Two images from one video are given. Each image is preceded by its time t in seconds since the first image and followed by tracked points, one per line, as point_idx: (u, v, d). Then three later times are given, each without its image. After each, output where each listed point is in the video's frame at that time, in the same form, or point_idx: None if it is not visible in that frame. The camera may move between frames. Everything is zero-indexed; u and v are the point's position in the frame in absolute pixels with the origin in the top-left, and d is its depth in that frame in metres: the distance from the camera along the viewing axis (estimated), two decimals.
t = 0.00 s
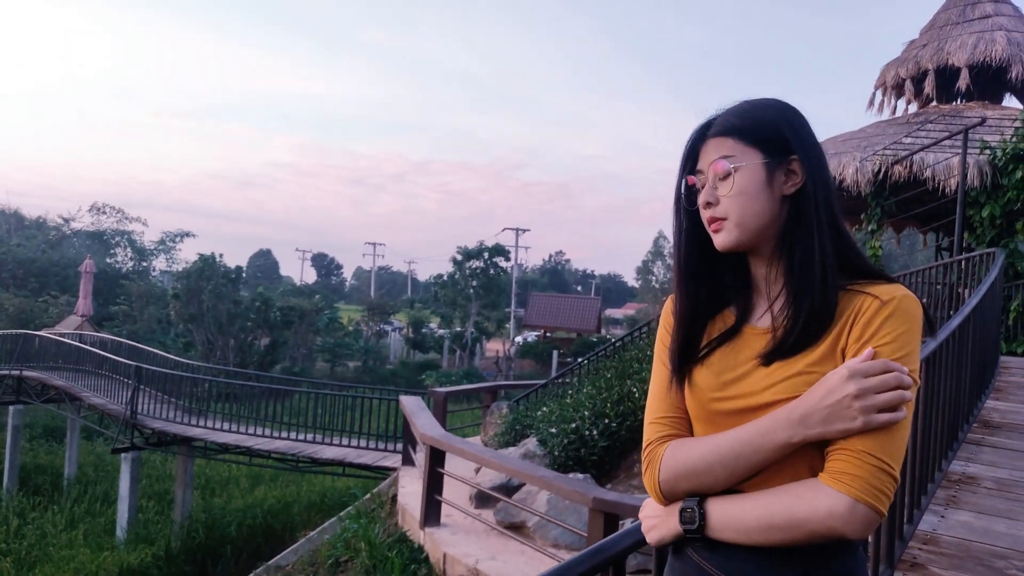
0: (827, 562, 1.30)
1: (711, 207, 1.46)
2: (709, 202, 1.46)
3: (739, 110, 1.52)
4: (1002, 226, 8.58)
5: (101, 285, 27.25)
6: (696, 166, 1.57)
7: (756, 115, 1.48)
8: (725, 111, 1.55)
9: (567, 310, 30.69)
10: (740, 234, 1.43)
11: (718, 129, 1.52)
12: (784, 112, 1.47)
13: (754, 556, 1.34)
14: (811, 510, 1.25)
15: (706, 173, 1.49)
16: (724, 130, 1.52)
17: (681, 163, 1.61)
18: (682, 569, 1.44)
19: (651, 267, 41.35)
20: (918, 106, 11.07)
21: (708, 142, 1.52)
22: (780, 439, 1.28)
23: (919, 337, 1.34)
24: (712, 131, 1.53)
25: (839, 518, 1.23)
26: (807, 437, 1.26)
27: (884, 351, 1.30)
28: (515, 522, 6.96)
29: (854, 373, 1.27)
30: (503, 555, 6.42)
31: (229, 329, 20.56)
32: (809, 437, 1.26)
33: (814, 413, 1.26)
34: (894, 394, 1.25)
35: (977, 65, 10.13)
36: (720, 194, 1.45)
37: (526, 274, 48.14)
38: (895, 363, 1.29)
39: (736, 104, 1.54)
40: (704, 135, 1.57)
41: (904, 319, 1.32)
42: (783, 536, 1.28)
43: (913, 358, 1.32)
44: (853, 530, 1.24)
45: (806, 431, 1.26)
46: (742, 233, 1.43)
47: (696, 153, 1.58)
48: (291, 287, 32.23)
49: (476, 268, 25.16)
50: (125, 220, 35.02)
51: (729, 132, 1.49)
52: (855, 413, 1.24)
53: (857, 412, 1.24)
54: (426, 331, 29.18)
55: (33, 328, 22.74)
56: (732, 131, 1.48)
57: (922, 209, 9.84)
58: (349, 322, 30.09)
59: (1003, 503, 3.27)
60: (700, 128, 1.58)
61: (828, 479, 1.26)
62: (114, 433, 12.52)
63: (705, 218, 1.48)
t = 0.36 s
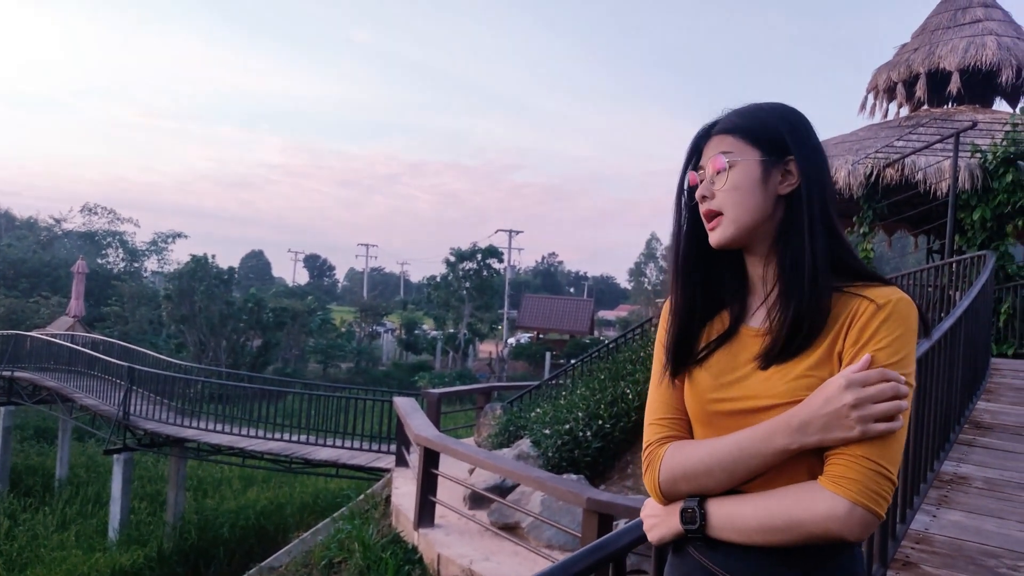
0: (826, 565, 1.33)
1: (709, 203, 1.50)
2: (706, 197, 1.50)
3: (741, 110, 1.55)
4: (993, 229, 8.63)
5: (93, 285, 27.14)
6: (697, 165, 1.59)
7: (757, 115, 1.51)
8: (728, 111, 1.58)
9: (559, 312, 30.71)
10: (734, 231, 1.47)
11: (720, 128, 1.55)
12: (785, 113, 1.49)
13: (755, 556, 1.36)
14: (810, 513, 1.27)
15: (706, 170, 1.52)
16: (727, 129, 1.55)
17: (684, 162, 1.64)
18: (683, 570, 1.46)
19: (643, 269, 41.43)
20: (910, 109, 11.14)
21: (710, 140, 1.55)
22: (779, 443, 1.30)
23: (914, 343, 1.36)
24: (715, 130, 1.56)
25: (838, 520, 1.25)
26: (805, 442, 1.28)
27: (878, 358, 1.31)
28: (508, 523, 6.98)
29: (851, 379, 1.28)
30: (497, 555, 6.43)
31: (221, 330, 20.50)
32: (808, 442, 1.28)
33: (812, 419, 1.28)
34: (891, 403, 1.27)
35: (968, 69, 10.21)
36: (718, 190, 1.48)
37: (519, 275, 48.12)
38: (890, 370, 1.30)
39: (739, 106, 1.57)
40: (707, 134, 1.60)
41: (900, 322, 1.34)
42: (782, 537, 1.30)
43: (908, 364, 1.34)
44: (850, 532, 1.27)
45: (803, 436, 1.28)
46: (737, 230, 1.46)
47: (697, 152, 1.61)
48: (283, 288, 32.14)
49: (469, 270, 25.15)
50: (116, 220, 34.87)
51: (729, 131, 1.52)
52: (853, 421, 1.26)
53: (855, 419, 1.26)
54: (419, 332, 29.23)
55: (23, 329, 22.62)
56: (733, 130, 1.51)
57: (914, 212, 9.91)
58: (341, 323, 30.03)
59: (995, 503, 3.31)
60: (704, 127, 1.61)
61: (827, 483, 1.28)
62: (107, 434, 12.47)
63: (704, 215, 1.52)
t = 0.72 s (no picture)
0: (830, 565, 1.35)
1: (715, 199, 1.53)
2: (712, 194, 1.53)
3: (752, 111, 1.58)
4: (981, 229, 8.72)
5: (82, 286, 26.99)
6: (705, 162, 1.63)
7: (768, 116, 1.54)
8: (738, 112, 1.61)
9: (551, 312, 30.75)
10: (738, 229, 1.50)
11: (731, 128, 1.58)
12: (794, 115, 1.53)
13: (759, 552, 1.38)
14: (814, 514, 1.30)
15: (714, 167, 1.55)
16: (737, 128, 1.58)
17: (692, 160, 1.67)
18: (686, 567, 1.48)
19: (634, 269, 41.57)
20: (898, 110, 11.22)
21: (720, 139, 1.58)
22: (782, 448, 1.33)
23: (913, 349, 1.37)
24: (726, 129, 1.59)
25: (840, 521, 1.28)
26: (809, 446, 1.31)
27: (879, 363, 1.33)
28: (501, 522, 7.00)
29: (854, 388, 1.31)
30: (490, 555, 6.45)
31: (211, 331, 20.42)
32: (812, 445, 1.30)
33: (817, 427, 1.30)
34: (892, 410, 1.30)
35: (956, 71, 10.30)
36: (724, 187, 1.51)
37: (510, 276, 48.11)
38: (895, 387, 1.33)
39: (749, 107, 1.60)
40: (717, 133, 1.63)
41: (900, 326, 1.36)
42: (786, 535, 1.33)
43: (909, 370, 1.36)
44: (853, 531, 1.30)
45: (807, 439, 1.31)
46: (740, 229, 1.49)
47: (708, 151, 1.65)
48: (273, 288, 32.05)
49: (460, 270, 25.14)
50: (105, 221, 34.68)
51: (740, 129, 1.55)
52: (858, 427, 1.28)
53: (859, 428, 1.28)
54: (410, 333, 29.29)
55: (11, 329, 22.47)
56: (742, 129, 1.54)
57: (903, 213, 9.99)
58: (332, 323, 29.97)
59: (985, 500, 3.35)
60: (714, 125, 1.64)
61: (829, 484, 1.31)
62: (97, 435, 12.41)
63: (709, 211, 1.55)
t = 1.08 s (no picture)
0: (829, 557, 1.37)
1: (719, 196, 1.55)
2: (718, 191, 1.55)
3: (761, 109, 1.59)
4: (968, 229, 8.80)
5: (68, 283, 26.79)
6: (713, 158, 1.64)
7: (776, 115, 1.56)
8: (746, 110, 1.63)
9: (540, 311, 30.80)
10: (743, 227, 1.52)
11: (738, 126, 1.60)
12: (802, 115, 1.54)
13: (760, 541, 1.40)
14: (813, 506, 1.32)
15: (720, 165, 1.57)
16: (745, 126, 1.59)
17: (699, 156, 1.69)
18: (689, 556, 1.50)
19: (623, 268, 41.72)
20: (887, 111, 11.30)
21: (728, 136, 1.60)
22: (779, 445, 1.35)
23: (912, 346, 1.39)
24: (733, 126, 1.61)
25: (840, 513, 1.30)
26: (806, 444, 1.33)
27: (879, 361, 1.35)
28: (492, 520, 7.03)
29: (853, 391, 1.32)
30: (481, 552, 6.46)
31: (199, 328, 20.31)
32: (810, 442, 1.32)
33: (814, 427, 1.32)
34: (888, 408, 1.32)
35: (944, 72, 10.38)
36: (730, 184, 1.53)
37: (499, 274, 48.12)
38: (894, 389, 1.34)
39: (757, 105, 1.61)
40: (725, 130, 1.65)
41: (901, 323, 1.38)
42: (787, 527, 1.35)
43: (907, 367, 1.37)
44: (853, 522, 1.31)
45: (805, 436, 1.33)
46: (744, 228, 1.51)
47: (715, 147, 1.66)
48: (262, 285, 31.92)
49: (449, 268, 25.12)
50: (92, 218, 34.42)
51: (747, 128, 1.57)
52: (855, 427, 1.29)
53: (854, 429, 1.29)
54: (399, 331, 29.28)
55: None
56: (750, 128, 1.56)
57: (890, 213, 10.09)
58: (320, 321, 29.88)
59: (972, 496, 3.40)
60: (722, 123, 1.66)
61: (829, 478, 1.33)
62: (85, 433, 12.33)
63: (713, 208, 1.57)
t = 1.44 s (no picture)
0: (826, 551, 1.39)
1: (728, 196, 1.57)
2: (726, 191, 1.57)
3: (769, 110, 1.61)
4: (954, 227, 8.87)
5: (54, 283, 26.57)
6: (719, 158, 1.66)
7: (784, 117, 1.58)
8: (754, 110, 1.65)
9: (528, 309, 30.83)
10: (750, 226, 1.54)
11: (745, 126, 1.61)
12: (809, 118, 1.57)
13: (757, 530, 1.42)
14: (812, 497, 1.35)
15: (728, 165, 1.59)
16: (754, 126, 1.61)
17: (705, 155, 1.70)
18: (687, 546, 1.52)
19: (611, 266, 41.86)
20: (873, 109, 11.38)
21: (736, 136, 1.62)
22: (776, 442, 1.38)
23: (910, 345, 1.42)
24: (741, 126, 1.63)
25: (838, 503, 1.33)
26: (806, 442, 1.35)
27: (878, 360, 1.38)
28: (484, 517, 7.04)
29: (852, 397, 1.35)
30: (473, 549, 6.48)
31: (186, 328, 20.21)
32: (812, 439, 1.34)
33: (814, 425, 1.35)
34: (885, 410, 1.35)
35: (930, 70, 10.48)
36: (739, 185, 1.55)
37: (488, 273, 48.10)
38: (891, 387, 1.37)
39: (765, 105, 1.64)
40: (732, 130, 1.67)
41: (901, 322, 1.42)
42: (785, 517, 1.37)
43: (905, 365, 1.41)
44: (850, 512, 1.34)
45: (804, 434, 1.35)
46: (751, 226, 1.54)
47: (721, 146, 1.68)
48: (249, 284, 31.76)
49: (438, 267, 25.10)
50: (77, 217, 34.13)
51: (755, 129, 1.59)
52: (855, 428, 1.32)
53: (855, 433, 1.32)
54: (387, 330, 29.22)
55: None
56: (758, 129, 1.58)
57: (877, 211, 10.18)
58: (308, 320, 29.76)
59: (960, 488, 3.45)
60: (728, 121, 1.68)
61: (827, 470, 1.36)
62: (73, 433, 12.25)
63: (721, 207, 1.59)
